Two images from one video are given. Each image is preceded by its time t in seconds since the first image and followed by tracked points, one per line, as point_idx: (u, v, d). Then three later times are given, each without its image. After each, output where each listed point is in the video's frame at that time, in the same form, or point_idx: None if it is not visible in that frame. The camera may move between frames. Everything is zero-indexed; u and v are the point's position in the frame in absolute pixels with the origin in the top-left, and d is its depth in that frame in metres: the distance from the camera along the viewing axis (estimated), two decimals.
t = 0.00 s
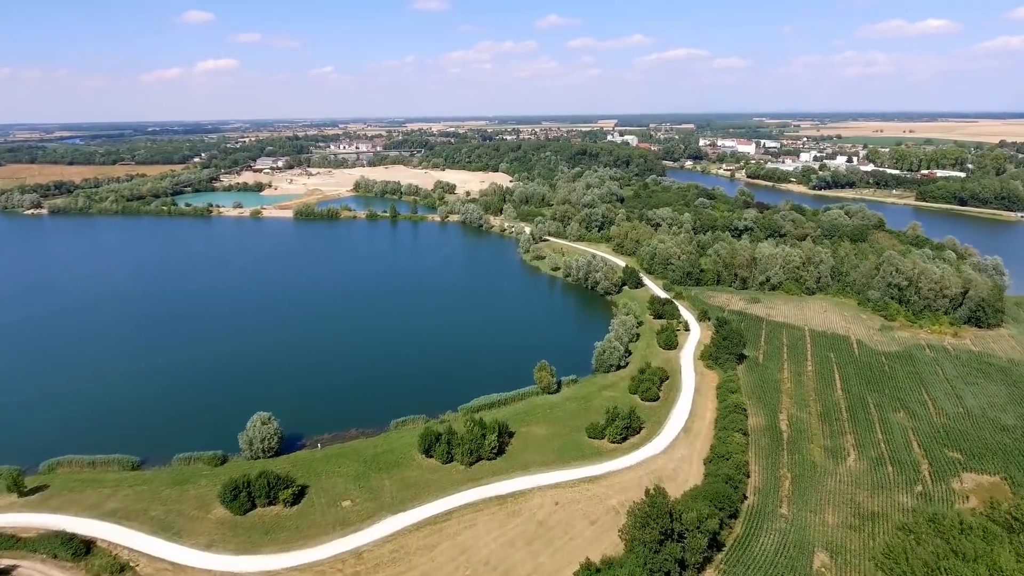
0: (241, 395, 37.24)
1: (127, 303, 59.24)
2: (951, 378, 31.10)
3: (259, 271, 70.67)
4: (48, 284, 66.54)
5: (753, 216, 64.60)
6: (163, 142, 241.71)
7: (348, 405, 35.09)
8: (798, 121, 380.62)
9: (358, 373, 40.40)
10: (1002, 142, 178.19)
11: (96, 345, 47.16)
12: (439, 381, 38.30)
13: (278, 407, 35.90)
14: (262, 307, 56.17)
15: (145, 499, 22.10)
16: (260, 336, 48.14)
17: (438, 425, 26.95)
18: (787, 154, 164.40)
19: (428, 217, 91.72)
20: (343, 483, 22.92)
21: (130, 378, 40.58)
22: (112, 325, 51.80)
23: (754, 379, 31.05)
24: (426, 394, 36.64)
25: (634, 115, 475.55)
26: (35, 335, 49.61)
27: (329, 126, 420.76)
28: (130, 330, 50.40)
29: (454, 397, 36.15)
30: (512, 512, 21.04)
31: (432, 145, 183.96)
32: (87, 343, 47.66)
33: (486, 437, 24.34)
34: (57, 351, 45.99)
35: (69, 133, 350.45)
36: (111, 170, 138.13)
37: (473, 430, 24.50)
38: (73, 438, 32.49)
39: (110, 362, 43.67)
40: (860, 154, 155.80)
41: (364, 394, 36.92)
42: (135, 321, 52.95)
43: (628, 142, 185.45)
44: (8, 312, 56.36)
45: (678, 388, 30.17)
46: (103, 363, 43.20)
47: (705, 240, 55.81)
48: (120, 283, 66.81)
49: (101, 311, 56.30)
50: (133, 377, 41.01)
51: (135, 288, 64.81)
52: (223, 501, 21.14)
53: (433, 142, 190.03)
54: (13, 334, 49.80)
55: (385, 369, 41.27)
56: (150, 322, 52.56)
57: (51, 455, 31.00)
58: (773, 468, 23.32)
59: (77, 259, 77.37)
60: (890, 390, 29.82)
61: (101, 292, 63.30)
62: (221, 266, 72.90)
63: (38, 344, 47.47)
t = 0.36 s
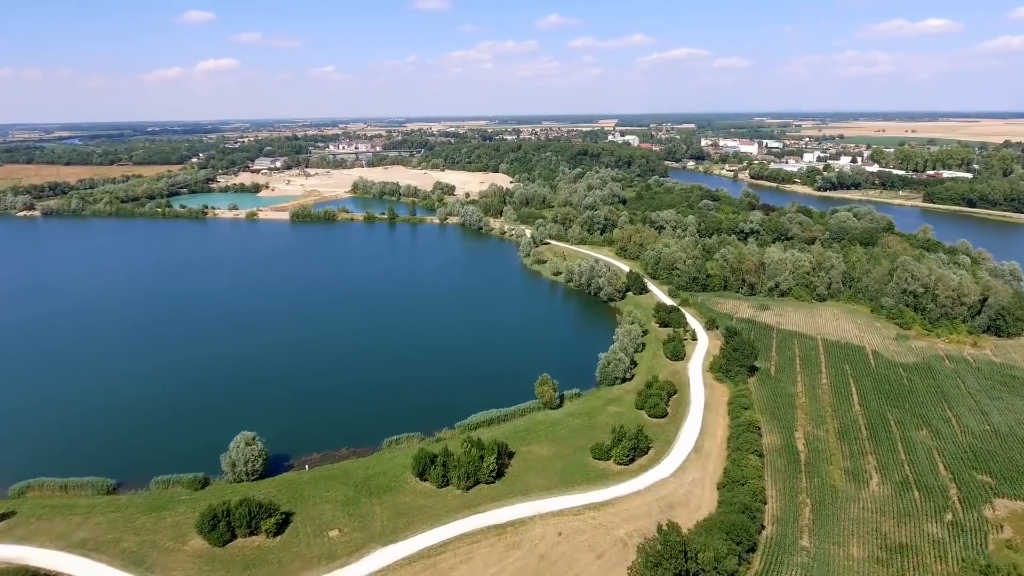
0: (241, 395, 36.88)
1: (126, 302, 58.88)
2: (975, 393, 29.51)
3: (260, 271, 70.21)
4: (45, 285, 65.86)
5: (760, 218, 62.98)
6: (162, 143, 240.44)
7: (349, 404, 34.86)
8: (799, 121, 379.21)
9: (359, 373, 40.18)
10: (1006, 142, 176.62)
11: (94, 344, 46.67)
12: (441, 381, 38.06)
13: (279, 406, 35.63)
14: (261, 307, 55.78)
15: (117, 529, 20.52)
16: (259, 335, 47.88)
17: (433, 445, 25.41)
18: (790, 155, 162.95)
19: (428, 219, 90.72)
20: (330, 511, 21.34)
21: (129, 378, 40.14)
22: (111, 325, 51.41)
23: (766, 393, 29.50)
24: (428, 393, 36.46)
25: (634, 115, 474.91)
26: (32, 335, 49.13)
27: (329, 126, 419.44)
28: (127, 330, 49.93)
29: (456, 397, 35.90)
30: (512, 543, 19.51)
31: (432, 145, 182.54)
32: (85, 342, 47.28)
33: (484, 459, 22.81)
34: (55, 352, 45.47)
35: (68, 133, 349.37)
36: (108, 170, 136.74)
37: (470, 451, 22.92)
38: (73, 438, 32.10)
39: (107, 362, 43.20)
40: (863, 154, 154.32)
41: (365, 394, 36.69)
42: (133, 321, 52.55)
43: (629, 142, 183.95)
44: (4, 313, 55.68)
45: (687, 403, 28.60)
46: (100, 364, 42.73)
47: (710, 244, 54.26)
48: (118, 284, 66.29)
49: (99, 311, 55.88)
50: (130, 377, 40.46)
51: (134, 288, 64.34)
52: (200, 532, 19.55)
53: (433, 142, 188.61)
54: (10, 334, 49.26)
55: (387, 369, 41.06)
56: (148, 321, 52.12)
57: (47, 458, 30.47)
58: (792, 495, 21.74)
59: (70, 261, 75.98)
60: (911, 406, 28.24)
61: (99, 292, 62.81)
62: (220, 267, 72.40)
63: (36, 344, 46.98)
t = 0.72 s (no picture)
0: (241, 394, 36.53)
1: (122, 302, 58.11)
2: (999, 407, 28.09)
3: (259, 271, 69.68)
4: (40, 285, 64.97)
5: (766, 220, 61.48)
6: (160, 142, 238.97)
7: (350, 404, 34.67)
8: (801, 121, 377.89)
9: (360, 373, 39.96)
10: (1010, 142, 175.05)
11: (90, 344, 45.92)
12: (442, 382, 37.85)
13: (280, 406, 35.36)
14: (260, 306, 55.19)
15: (87, 561, 19.09)
16: (258, 335, 47.20)
17: (428, 466, 23.97)
18: (793, 155, 161.56)
19: (426, 220, 89.49)
20: (317, 540, 19.91)
21: (128, 377, 39.53)
22: (107, 324, 50.70)
23: (779, 407, 28.08)
24: (429, 394, 36.32)
25: (634, 114, 473.60)
26: (26, 335, 48.29)
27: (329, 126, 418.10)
28: (123, 330, 49.12)
29: (458, 398, 35.76)
30: None
31: (431, 145, 181.19)
32: (81, 341, 46.52)
33: (481, 483, 21.37)
34: (49, 351, 44.66)
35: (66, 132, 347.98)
36: (103, 171, 135.28)
37: (467, 474, 21.47)
38: (71, 439, 31.62)
39: (103, 361, 42.41)
40: (867, 155, 152.97)
41: (366, 394, 36.50)
42: (130, 320, 51.83)
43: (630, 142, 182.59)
44: None
45: (696, 418, 27.20)
46: (95, 364, 41.93)
47: (716, 248, 52.76)
48: (114, 284, 65.50)
49: (95, 310, 55.06)
50: (126, 377, 39.64)
51: (130, 288, 63.58)
52: (175, 564, 18.10)
53: (432, 142, 187.25)
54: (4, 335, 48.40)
55: (389, 369, 40.85)
56: (145, 320, 51.46)
57: (42, 460, 29.88)
58: (812, 522, 20.31)
59: (62, 263, 74.66)
60: (933, 422, 26.79)
61: (95, 292, 61.96)
62: (217, 267, 71.56)
63: (30, 344, 46.12)
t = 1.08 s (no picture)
0: (241, 396, 35.77)
1: (120, 303, 57.29)
2: None
3: (259, 272, 68.99)
4: (35, 286, 64.04)
5: (772, 223, 60.06)
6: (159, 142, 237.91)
7: (351, 405, 34.02)
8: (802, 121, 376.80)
9: (361, 372, 39.39)
10: (1014, 142, 173.65)
11: (86, 344, 45.06)
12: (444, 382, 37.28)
13: (280, 406, 34.59)
14: (259, 306, 54.46)
15: None
16: (257, 335, 46.38)
17: (423, 490, 22.52)
18: (796, 155, 160.27)
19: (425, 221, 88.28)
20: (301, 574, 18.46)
21: (126, 376, 38.87)
22: (105, 324, 49.93)
23: (793, 424, 26.62)
24: (431, 393, 35.80)
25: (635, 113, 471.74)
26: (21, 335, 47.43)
27: (329, 126, 417.14)
28: (120, 330, 48.28)
29: (459, 398, 35.21)
30: None
31: (431, 145, 179.98)
32: (77, 341, 45.69)
33: (478, 510, 19.89)
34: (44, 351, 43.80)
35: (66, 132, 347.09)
36: (100, 171, 134.01)
37: (463, 500, 19.97)
38: (68, 440, 30.88)
39: (99, 361, 41.60)
40: (870, 155, 151.72)
41: (367, 394, 35.96)
42: (127, 320, 51.07)
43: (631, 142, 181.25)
44: None
45: (706, 436, 25.73)
46: (91, 364, 41.10)
47: (722, 252, 51.31)
48: (112, 284, 64.71)
49: (92, 311, 54.20)
50: (122, 378, 38.75)
51: (127, 288, 62.76)
52: None
53: (432, 142, 186.07)
54: None
55: (390, 369, 40.14)
56: (144, 320, 50.74)
57: (38, 462, 29.10)
58: (836, 555, 18.81)
59: (55, 264, 73.41)
60: (957, 440, 25.33)
61: (90, 293, 61.02)
62: (215, 268, 70.66)
63: (25, 344, 45.28)
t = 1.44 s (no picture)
0: (240, 395, 34.84)
1: (117, 303, 56.31)
2: None
3: (258, 273, 68.03)
4: (30, 286, 62.91)
5: (779, 225, 58.61)
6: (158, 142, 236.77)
7: (352, 405, 33.13)
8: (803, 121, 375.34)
9: (363, 372, 38.50)
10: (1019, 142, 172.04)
11: (82, 343, 44.05)
12: (447, 382, 36.35)
13: (281, 405, 33.62)
14: (258, 306, 53.53)
15: None
16: (256, 334, 45.35)
17: (416, 517, 21.07)
18: (799, 155, 158.76)
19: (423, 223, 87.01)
20: None
21: (124, 374, 37.97)
22: (102, 323, 48.97)
23: (809, 443, 25.11)
24: (434, 393, 34.90)
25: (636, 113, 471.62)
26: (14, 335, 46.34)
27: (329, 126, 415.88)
28: (117, 330, 47.27)
29: (464, 398, 34.28)
30: None
31: (431, 145, 178.50)
32: (73, 340, 44.69)
33: (476, 541, 18.46)
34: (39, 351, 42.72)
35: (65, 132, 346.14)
36: (96, 171, 132.62)
37: (458, 529, 18.52)
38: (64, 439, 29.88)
39: (97, 360, 40.60)
40: (874, 155, 150.27)
41: (369, 394, 35.09)
42: (125, 319, 50.09)
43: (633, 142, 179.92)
44: None
45: (718, 456, 24.25)
46: (88, 363, 40.10)
47: (728, 256, 49.86)
48: (109, 284, 63.71)
49: (88, 311, 53.10)
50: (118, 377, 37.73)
51: (124, 289, 61.76)
52: None
53: (432, 142, 184.73)
54: None
55: (392, 369, 39.25)
56: (142, 319, 49.78)
57: (32, 462, 28.10)
58: None
59: (49, 265, 72.14)
60: (985, 461, 23.86)
61: (86, 293, 59.99)
62: (212, 269, 69.59)
63: (20, 344, 44.27)
